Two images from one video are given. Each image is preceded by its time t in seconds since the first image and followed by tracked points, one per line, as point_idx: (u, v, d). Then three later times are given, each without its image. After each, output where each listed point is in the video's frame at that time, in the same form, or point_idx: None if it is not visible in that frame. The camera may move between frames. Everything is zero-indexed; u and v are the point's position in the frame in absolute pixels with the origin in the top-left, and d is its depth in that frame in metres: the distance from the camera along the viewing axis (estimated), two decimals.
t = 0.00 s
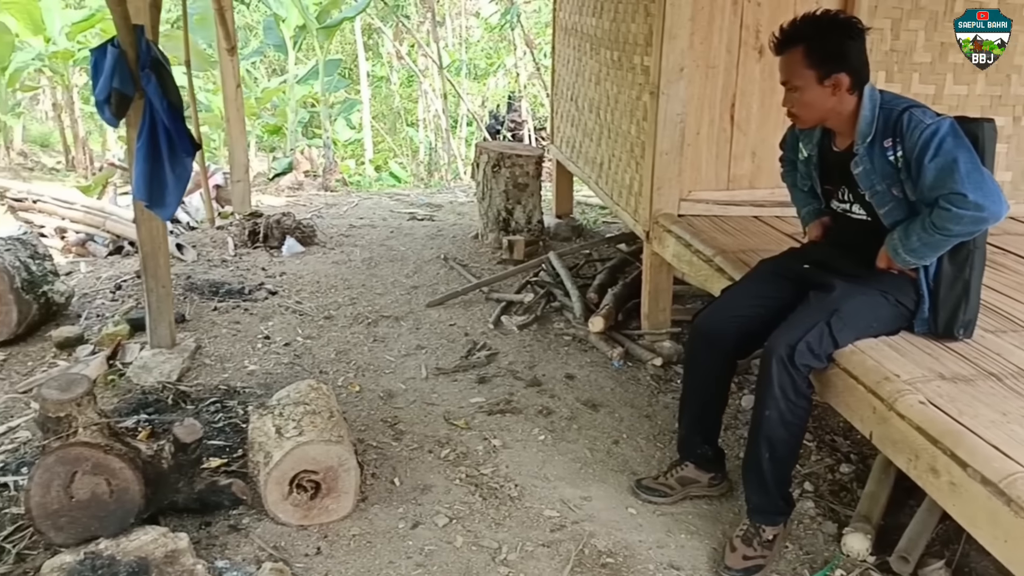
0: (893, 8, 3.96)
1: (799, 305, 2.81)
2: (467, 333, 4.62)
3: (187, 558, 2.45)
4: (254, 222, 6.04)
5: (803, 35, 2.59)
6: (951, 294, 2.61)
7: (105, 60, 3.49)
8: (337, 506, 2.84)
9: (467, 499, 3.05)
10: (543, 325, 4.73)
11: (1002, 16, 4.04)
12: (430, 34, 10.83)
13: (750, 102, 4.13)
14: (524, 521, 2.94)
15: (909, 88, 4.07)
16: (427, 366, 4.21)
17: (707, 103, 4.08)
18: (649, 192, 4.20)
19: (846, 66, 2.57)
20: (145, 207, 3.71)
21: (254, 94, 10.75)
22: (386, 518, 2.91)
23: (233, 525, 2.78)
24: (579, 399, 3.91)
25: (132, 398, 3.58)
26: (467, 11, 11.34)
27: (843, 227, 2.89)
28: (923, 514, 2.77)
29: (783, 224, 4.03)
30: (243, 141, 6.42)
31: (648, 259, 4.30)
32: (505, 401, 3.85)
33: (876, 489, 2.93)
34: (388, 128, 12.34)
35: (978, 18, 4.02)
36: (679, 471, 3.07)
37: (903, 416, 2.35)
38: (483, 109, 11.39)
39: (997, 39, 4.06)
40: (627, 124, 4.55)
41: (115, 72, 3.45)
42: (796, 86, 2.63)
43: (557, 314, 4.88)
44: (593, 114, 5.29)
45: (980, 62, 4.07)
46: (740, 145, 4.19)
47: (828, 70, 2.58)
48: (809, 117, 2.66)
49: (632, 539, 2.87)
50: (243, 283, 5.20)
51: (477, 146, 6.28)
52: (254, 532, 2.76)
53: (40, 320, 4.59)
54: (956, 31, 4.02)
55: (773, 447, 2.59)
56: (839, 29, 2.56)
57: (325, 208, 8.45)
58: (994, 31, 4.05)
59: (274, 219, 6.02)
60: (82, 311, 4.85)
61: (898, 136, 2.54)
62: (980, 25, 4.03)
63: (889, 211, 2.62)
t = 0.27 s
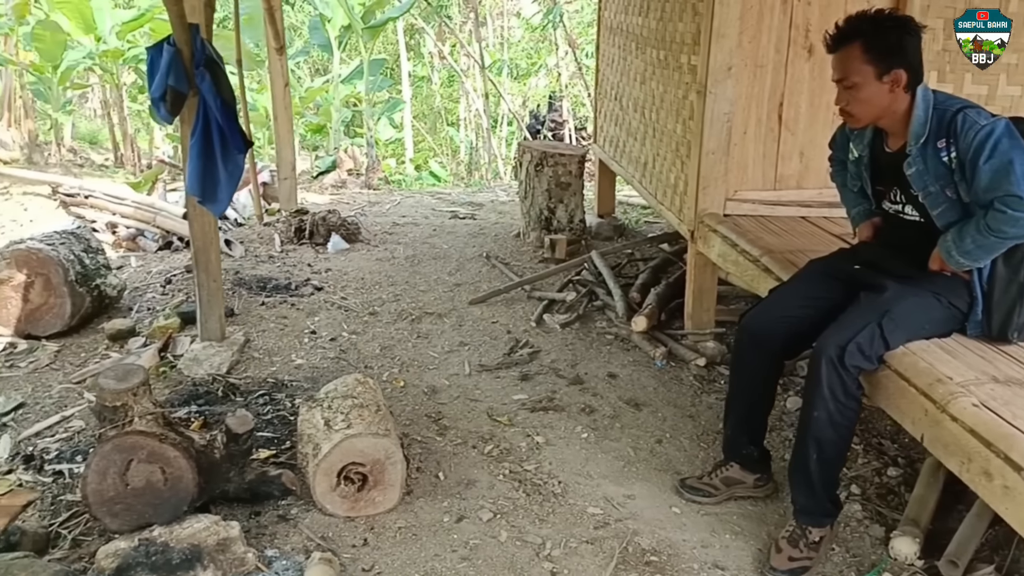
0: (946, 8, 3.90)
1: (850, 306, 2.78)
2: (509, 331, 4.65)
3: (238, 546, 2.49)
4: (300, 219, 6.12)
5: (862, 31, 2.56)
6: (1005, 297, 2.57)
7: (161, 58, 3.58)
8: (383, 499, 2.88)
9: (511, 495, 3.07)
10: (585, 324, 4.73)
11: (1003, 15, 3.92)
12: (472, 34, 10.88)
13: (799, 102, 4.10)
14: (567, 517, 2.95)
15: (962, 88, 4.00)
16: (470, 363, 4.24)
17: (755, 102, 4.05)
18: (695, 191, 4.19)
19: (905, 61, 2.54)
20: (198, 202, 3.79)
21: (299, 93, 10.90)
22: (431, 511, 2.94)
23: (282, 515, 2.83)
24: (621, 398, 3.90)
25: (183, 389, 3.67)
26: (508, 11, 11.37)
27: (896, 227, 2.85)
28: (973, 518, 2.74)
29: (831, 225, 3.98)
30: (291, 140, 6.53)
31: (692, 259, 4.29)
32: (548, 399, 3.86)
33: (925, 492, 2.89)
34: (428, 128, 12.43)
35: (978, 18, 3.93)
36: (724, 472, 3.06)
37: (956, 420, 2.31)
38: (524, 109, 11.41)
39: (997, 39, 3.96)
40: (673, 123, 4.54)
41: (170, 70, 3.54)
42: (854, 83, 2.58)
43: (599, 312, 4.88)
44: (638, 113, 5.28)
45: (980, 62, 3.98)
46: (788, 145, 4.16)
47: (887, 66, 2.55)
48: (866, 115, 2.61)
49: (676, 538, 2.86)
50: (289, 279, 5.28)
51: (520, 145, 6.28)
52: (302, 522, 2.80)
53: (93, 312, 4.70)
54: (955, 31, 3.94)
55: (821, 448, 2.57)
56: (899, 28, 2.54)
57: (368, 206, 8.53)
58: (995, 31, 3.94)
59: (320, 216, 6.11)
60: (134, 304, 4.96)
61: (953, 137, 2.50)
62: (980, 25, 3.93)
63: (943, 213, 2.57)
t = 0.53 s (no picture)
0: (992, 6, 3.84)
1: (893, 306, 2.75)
2: (545, 329, 4.65)
3: (279, 538, 2.53)
4: (338, 217, 6.19)
5: (917, 24, 2.52)
6: None
7: (206, 56, 3.64)
8: (421, 494, 2.90)
9: (547, 492, 3.08)
10: (620, 323, 4.72)
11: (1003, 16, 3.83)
12: (508, 34, 10.89)
13: (840, 101, 4.06)
14: (604, 515, 2.95)
15: (1007, 88, 3.93)
16: (506, 361, 4.25)
17: (795, 102, 4.02)
18: (734, 191, 4.17)
19: (957, 58, 2.51)
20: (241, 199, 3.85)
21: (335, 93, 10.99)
22: (468, 507, 2.95)
23: (321, 508, 2.86)
24: (658, 397, 3.89)
25: (225, 383, 3.73)
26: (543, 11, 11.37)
27: (940, 228, 2.81)
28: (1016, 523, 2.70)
29: (872, 226, 3.94)
30: (329, 138, 6.60)
31: (730, 259, 4.26)
32: (584, 397, 3.86)
33: (966, 497, 2.92)
34: (462, 128, 12.48)
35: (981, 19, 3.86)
36: (762, 473, 3.04)
37: (1001, 423, 2.29)
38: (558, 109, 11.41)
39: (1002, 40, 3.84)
40: (712, 122, 4.52)
41: (215, 68, 3.59)
42: (906, 76, 2.53)
43: (634, 312, 4.87)
44: (676, 113, 5.26)
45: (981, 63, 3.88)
46: (829, 145, 4.12)
47: (939, 60, 2.50)
48: (914, 110, 2.56)
49: (713, 538, 2.85)
50: (327, 276, 5.34)
51: (556, 144, 6.29)
52: (342, 515, 2.84)
53: (136, 306, 4.79)
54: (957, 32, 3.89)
55: (863, 450, 2.54)
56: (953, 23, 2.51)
57: (403, 205, 8.59)
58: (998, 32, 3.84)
59: (357, 214, 6.16)
60: (175, 299, 5.05)
61: (998, 137, 2.47)
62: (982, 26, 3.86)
63: (987, 214, 2.53)
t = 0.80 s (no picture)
0: None
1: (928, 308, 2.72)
2: (573, 329, 4.65)
3: (312, 533, 2.55)
4: (366, 216, 6.23)
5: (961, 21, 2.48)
6: None
7: (241, 55, 3.68)
8: (451, 491, 2.92)
9: (576, 491, 3.08)
10: (648, 324, 4.71)
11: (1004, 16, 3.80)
12: (534, 34, 10.89)
13: (872, 101, 4.03)
14: (633, 516, 2.95)
15: None
16: (534, 360, 4.26)
17: (827, 102, 3.99)
18: (764, 191, 4.14)
19: (999, 57, 2.49)
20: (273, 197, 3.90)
21: (362, 93, 11.05)
22: (497, 505, 2.97)
23: (352, 503, 2.89)
24: (686, 398, 3.88)
25: (257, 379, 3.78)
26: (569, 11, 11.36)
27: (974, 230, 2.77)
28: None
29: (904, 227, 3.90)
30: (358, 137, 6.65)
31: (760, 259, 4.24)
32: (612, 397, 3.86)
33: (999, 502, 2.87)
34: (487, 128, 12.51)
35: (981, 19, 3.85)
36: (792, 475, 3.03)
37: None
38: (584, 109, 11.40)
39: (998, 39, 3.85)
40: (742, 123, 4.50)
41: (250, 67, 3.63)
42: (947, 75, 2.50)
43: (662, 312, 4.86)
44: (705, 112, 5.25)
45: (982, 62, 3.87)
46: (861, 145, 4.08)
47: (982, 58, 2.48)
48: (953, 109, 2.53)
49: (743, 540, 2.84)
50: (356, 274, 5.37)
51: (584, 144, 6.29)
52: (372, 511, 2.86)
53: (168, 303, 4.85)
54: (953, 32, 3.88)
55: (896, 454, 2.52)
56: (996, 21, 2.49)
57: (430, 204, 8.62)
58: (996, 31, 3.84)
59: (386, 213, 6.20)
60: (207, 296, 5.11)
61: None
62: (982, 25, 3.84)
63: None
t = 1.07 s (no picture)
0: None
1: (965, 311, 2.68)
2: (601, 329, 4.65)
3: (344, 528, 2.58)
4: (395, 215, 6.26)
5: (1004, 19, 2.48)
6: None
7: (277, 55, 3.72)
8: (481, 489, 2.93)
9: (606, 491, 3.08)
10: (677, 324, 4.70)
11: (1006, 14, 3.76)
12: (562, 34, 10.88)
13: (907, 102, 3.98)
14: (663, 516, 2.95)
15: None
16: (563, 359, 4.26)
17: (861, 102, 3.95)
18: (796, 192, 4.12)
19: None
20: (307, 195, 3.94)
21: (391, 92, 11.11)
22: (527, 503, 2.98)
23: (383, 500, 2.91)
24: (716, 399, 3.87)
25: (289, 375, 3.83)
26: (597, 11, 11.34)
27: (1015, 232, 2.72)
28: None
29: (940, 229, 3.86)
30: (389, 137, 6.69)
31: (791, 261, 4.21)
32: (641, 398, 3.85)
33: None
34: (514, 128, 12.52)
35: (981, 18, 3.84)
36: (824, 478, 3.01)
37: None
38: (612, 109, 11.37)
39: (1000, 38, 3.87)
40: (775, 123, 4.47)
41: (286, 67, 3.67)
42: (991, 73, 2.48)
43: (691, 313, 4.84)
44: (737, 113, 5.22)
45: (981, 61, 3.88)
46: (896, 146, 4.04)
47: None
48: (996, 108, 2.50)
49: (774, 542, 2.83)
50: (386, 273, 5.41)
51: (613, 144, 6.28)
52: (403, 507, 2.88)
53: (201, 299, 4.91)
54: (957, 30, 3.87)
55: (931, 457, 2.50)
56: None
57: (458, 204, 8.65)
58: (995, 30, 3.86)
59: (415, 212, 6.23)
60: (239, 293, 5.16)
61: None
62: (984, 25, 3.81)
63: None
